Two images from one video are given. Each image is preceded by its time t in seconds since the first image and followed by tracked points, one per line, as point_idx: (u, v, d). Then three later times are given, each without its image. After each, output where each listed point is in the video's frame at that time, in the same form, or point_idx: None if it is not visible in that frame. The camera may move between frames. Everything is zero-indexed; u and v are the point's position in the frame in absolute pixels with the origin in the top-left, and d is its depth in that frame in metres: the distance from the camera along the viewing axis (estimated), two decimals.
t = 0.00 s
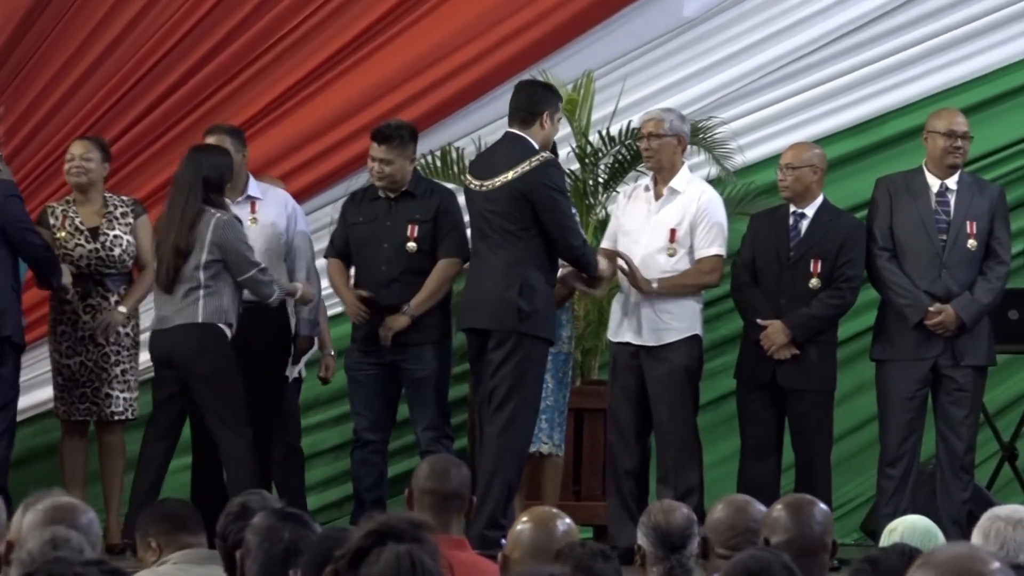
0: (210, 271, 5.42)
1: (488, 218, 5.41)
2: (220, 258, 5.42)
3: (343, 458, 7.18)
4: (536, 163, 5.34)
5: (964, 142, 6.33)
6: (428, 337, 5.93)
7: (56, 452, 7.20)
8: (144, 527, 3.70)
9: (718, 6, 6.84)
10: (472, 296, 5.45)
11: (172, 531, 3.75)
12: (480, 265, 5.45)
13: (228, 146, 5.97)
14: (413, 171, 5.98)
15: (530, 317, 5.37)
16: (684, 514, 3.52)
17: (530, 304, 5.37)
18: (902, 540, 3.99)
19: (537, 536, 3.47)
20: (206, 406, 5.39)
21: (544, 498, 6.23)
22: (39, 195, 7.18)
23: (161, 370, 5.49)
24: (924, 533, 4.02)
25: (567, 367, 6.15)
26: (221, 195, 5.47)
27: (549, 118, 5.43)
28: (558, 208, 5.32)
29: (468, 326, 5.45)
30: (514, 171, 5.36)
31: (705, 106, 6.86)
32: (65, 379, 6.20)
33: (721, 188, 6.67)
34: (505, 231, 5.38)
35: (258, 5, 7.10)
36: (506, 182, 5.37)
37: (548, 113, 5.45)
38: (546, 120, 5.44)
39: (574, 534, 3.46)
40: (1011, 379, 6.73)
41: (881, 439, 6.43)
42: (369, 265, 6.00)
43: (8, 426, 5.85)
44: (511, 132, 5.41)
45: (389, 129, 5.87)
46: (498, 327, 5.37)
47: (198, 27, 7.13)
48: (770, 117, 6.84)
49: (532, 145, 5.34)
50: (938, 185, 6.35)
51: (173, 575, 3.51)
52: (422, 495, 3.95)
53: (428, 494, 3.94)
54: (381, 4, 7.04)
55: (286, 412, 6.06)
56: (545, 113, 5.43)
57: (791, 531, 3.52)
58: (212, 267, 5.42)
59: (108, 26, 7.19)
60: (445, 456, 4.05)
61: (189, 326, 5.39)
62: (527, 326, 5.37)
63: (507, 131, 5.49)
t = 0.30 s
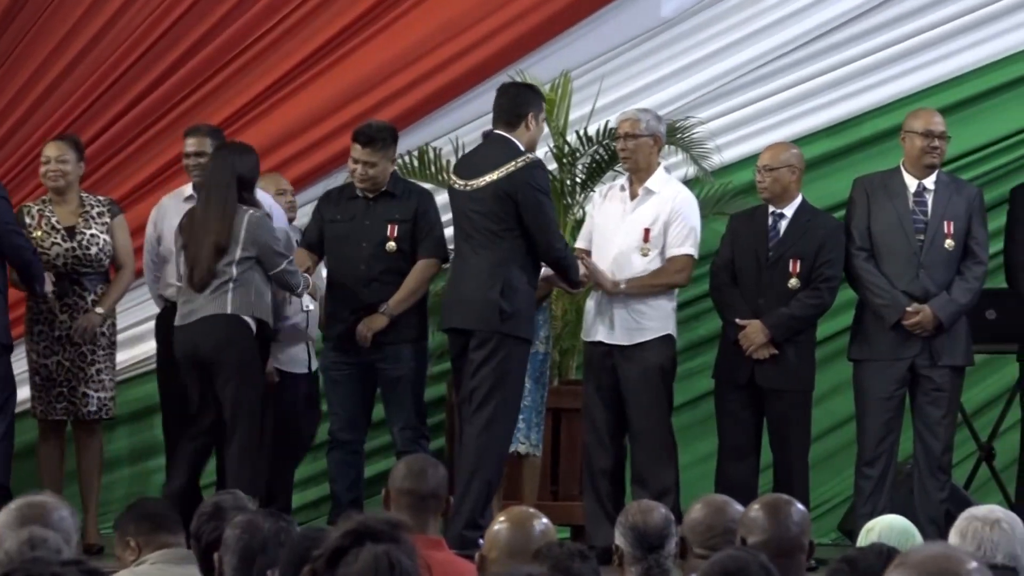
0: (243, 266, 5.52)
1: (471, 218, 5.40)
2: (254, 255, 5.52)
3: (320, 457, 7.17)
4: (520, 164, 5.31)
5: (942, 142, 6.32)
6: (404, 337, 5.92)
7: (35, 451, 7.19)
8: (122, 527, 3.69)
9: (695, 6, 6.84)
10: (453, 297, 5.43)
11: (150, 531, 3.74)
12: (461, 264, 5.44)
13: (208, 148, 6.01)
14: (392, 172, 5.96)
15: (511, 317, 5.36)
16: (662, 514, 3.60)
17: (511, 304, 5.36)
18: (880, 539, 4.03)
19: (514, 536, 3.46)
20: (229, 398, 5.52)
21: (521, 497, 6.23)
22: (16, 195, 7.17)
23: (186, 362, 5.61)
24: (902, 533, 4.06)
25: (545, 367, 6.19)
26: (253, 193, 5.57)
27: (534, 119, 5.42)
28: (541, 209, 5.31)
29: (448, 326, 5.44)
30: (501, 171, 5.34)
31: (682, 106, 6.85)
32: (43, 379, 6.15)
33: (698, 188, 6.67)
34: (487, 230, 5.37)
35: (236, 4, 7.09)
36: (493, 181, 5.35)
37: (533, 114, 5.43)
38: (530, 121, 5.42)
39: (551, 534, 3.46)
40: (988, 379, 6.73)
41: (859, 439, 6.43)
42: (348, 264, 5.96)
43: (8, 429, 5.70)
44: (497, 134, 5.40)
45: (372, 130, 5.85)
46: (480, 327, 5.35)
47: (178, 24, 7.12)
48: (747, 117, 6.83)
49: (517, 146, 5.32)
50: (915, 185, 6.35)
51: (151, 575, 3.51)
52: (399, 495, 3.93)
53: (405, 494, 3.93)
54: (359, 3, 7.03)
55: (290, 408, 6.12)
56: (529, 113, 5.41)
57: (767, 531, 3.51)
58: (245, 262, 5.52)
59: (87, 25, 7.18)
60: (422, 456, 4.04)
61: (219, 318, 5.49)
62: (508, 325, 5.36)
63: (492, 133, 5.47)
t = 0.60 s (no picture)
0: (255, 264, 5.60)
1: (459, 220, 5.39)
2: (265, 253, 5.61)
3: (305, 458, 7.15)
4: (507, 164, 5.31)
5: (927, 143, 6.33)
6: (390, 337, 5.91)
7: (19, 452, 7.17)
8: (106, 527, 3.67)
9: (682, 6, 6.84)
10: (443, 298, 5.42)
11: (134, 531, 3.72)
12: (449, 266, 5.43)
13: (199, 145, 5.99)
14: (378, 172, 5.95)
15: (499, 317, 5.35)
16: (649, 514, 3.56)
17: (499, 305, 5.35)
18: (866, 539, 4.03)
19: (500, 536, 3.42)
20: (235, 398, 5.53)
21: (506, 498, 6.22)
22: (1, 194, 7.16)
23: (193, 362, 5.63)
24: (887, 532, 4.06)
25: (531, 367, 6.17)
26: (263, 194, 5.67)
27: (520, 119, 5.41)
28: (528, 209, 5.30)
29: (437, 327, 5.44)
30: (487, 172, 5.34)
31: (669, 106, 6.85)
32: (28, 379, 6.14)
33: (684, 188, 6.68)
34: (474, 231, 5.36)
35: (222, 4, 7.08)
36: (479, 182, 5.35)
37: (519, 115, 5.42)
38: (515, 121, 5.41)
39: (539, 535, 3.41)
40: (974, 379, 6.73)
41: (844, 439, 6.43)
42: (338, 264, 5.93)
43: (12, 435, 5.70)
44: (484, 135, 5.40)
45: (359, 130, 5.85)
46: (469, 327, 5.35)
47: (167, 22, 7.11)
48: (733, 117, 6.84)
49: (503, 146, 5.32)
50: (902, 185, 6.37)
51: None
52: (385, 495, 3.92)
53: (391, 494, 3.92)
54: (346, 3, 7.02)
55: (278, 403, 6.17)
56: (515, 113, 5.41)
57: (756, 532, 3.46)
58: (257, 261, 5.60)
59: (74, 23, 7.17)
60: (408, 457, 4.03)
61: (231, 317, 5.54)
62: (497, 325, 5.35)
63: (479, 135, 5.47)
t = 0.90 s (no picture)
0: (254, 263, 5.61)
1: (453, 221, 5.39)
2: (264, 252, 5.63)
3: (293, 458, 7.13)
4: (502, 164, 5.30)
5: (916, 142, 6.32)
6: (377, 337, 5.91)
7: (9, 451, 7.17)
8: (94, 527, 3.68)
9: (671, 6, 6.83)
10: (439, 298, 5.42)
11: (122, 531, 3.72)
12: (445, 265, 5.43)
13: (190, 145, 5.99)
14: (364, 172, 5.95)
15: (492, 317, 5.33)
16: (639, 515, 3.54)
17: (493, 304, 5.33)
18: (854, 540, 4.01)
19: (487, 537, 3.43)
20: (234, 398, 5.54)
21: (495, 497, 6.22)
22: None
23: (192, 361, 5.65)
24: (876, 532, 4.03)
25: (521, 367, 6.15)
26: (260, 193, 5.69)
27: (514, 121, 5.40)
28: (519, 210, 5.27)
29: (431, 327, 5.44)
30: (479, 172, 5.34)
31: (657, 106, 6.84)
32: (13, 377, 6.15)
33: (672, 188, 6.68)
34: (468, 232, 5.35)
35: (211, 3, 7.08)
36: (472, 182, 5.34)
37: (514, 116, 5.41)
38: (510, 122, 5.40)
39: (527, 535, 3.44)
40: (962, 379, 6.72)
41: (833, 439, 6.43)
42: (326, 264, 5.92)
43: (23, 440, 5.57)
44: (480, 136, 5.40)
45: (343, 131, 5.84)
46: (462, 327, 5.34)
47: (157, 19, 7.11)
48: (721, 117, 6.83)
49: (496, 147, 5.31)
50: (891, 185, 6.35)
51: None
52: (373, 495, 3.93)
53: (379, 494, 3.92)
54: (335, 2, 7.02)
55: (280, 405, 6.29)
56: (511, 114, 5.40)
57: (742, 530, 3.46)
58: (255, 259, 5.62)
59: (64, 21, 7.17)
60: (397, 457, 4.03)
61: (231, 316, 5.55)
62: (491, 325, 5.33)
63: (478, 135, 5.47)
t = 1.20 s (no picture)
0: (244, 264, 5.58)
1: (464, 223, 5.18)
2: (254, 252, 5.59)
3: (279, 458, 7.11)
4: (514, 168, 5.12)
5: (902, 142, 6.32)
6: (361, 337, 5.92)
7: None
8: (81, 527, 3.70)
9: (657, 6, 6.83)
10: (449, 301, 5.22)
11: (109, 531, 3.76)
12: (454, 267, 5.23)
13: (177, 146, 5.97)
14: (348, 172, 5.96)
15: (506, 317, 5.14)
16: (625, 514, 3.53)
17: (507, 307, 5.14)
18: (840, 538, 4.01)
19: (472, 536, 3.43)
20: (222, 399, 5.53)
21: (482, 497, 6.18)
22: None
23: (183, 361, 5.64)
24: (861, 532, 4.02)
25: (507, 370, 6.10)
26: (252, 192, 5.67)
27: (526, 124, 5.24)
28: (530, 214, 5.10)
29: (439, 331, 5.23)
30: (492, 174, 5.15)
31: (644, 106, 6.84)
32: None
33: (658, 188, 6.69)
34: (480, 234, 5.15)
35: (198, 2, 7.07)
36: (484, 185, 5.15)
37: (526, 119, 5.25)
38: (520, 124, 5.25)
39: (510, 535, 3.44)
40: (948, 378, 6.72)
41: (819, 438, 6.42)
42: (308, 265, 5.93)
43: (17, 444, 5.44)
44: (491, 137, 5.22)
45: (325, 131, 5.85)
46: (473, 330, 5.14)
47: (146, 16, 7.10)
48: (707, 117, 6.83)
49: (510, 149, 5.13)
50: (876, 185, 6.34)
51: None
52: (359, 495, 3.90)
53: (365, 494, 3.90)
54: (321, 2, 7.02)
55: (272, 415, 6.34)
56: (522, 117, 5.25)
57: (727, 530, 3.45)
58: (245, 260, 5.59)
59: (52, 20, 7.16)
60: (382, 456, 4.00)
61: (219, 317, 5.54)
62: (503, 326, 5.14)
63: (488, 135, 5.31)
